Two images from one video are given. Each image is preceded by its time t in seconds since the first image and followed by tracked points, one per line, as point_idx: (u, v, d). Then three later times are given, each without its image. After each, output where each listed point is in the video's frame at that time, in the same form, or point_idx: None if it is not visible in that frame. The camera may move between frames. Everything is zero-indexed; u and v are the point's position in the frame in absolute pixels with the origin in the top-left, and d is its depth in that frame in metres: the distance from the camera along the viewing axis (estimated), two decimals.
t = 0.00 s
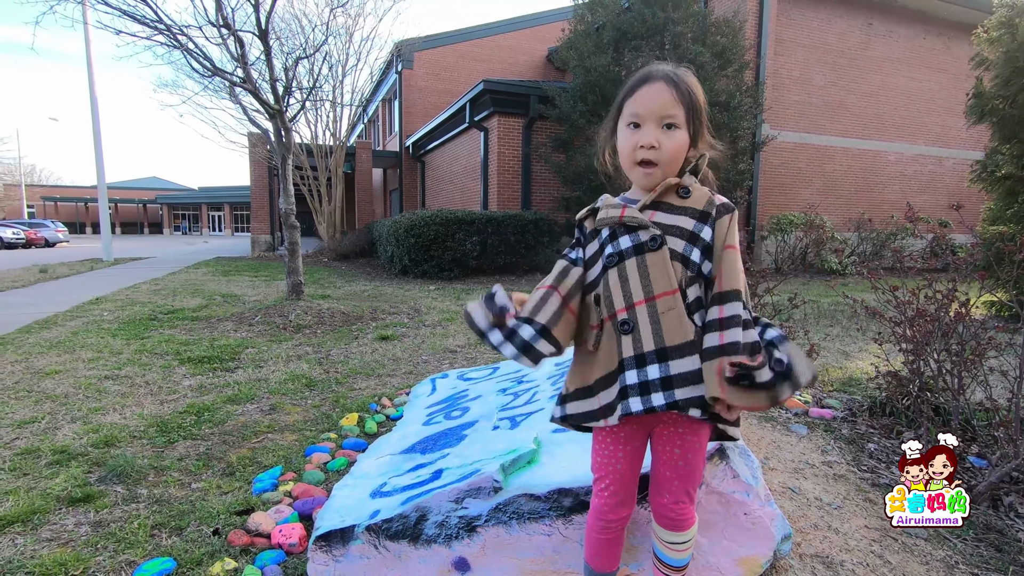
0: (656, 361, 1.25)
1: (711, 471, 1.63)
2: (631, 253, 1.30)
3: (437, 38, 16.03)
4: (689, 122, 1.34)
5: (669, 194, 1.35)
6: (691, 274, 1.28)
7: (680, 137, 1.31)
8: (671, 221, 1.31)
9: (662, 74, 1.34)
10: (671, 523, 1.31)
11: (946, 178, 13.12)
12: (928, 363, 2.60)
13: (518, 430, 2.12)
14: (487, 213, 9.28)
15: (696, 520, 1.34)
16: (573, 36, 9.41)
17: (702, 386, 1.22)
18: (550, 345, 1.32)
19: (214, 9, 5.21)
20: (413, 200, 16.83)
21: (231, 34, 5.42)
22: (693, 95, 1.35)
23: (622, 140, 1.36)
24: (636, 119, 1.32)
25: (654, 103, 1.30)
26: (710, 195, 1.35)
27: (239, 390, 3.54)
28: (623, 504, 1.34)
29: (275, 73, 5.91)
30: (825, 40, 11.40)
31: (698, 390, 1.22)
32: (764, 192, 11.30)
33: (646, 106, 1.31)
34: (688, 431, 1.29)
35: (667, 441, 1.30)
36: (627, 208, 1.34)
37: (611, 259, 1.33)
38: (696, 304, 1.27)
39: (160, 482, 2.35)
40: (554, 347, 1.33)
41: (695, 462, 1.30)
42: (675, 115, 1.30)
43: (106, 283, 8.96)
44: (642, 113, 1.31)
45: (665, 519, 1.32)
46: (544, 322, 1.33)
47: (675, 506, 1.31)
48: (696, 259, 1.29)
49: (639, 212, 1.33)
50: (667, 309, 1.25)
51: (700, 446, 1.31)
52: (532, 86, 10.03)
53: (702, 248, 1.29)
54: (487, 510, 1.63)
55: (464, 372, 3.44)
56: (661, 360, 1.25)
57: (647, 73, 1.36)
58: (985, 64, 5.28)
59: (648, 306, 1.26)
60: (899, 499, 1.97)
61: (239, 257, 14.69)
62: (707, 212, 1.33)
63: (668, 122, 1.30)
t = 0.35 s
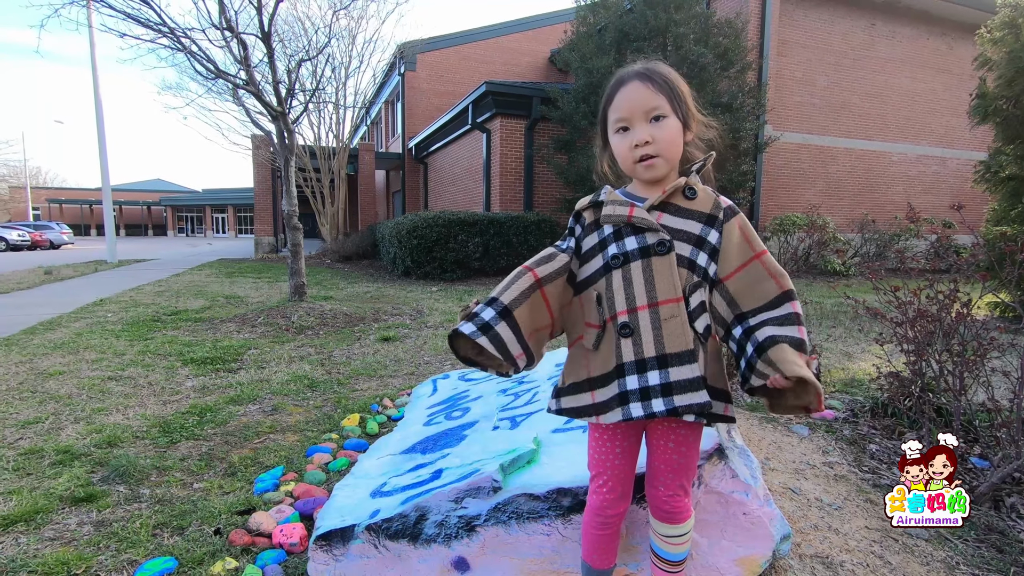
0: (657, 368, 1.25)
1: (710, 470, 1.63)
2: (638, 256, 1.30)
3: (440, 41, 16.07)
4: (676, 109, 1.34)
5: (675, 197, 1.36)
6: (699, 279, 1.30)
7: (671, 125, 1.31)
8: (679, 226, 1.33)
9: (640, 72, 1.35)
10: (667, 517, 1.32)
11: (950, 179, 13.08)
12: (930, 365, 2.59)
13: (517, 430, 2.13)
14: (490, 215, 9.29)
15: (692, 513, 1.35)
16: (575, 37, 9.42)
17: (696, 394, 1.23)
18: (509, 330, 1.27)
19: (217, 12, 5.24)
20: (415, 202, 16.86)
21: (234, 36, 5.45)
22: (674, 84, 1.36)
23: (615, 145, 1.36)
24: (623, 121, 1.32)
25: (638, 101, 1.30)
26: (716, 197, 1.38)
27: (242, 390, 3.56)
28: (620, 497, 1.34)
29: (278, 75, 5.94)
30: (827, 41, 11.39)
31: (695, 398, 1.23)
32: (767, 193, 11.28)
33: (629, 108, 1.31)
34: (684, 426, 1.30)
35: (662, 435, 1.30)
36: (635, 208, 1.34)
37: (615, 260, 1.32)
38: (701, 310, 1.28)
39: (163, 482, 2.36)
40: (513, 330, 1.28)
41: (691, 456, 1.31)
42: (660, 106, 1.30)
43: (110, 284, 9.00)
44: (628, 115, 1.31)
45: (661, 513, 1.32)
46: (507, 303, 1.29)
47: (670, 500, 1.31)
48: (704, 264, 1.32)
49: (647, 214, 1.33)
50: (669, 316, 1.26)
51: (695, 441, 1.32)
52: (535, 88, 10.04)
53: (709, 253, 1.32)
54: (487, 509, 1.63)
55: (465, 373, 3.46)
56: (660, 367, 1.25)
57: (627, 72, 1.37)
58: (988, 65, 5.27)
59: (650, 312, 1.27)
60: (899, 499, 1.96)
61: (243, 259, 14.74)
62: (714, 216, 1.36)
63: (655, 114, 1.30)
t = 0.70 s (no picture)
0: (658, 367, 1.25)
1: (711, 468, 1.63)
2: (636, 255, 1.30)
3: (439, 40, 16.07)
4: (673, 108, 1.34)
5: (670, 194, 1.36)
6: (694, 276, 1.30)
7: (669, 125, 1.31)
8: (675, 223, 1.33)
9: (637, 69, 1.34)
10: (668, 513, 1.32)
11: (950, 176, 13.08)
12: (931, 361, 2.59)
13: (518, 428, 2.13)
14: (490, 214, 9.29)
15: (694, 510, 1.35)
16: (574, 36, 9.42)
17: (697, 391, 1.23)
18: (539, 343, 1.27)
19: (217, 12, 5.24)
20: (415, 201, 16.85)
21: (234, 36, 5.45)
22: (673, 83, 1.36)
23: (613, 144, 1.36)
24: (621, 120, 1.32)
25: (635, 99, 1.30)
26: (709, 195, 1.38)
27: (243, 390, 3.56)
28: (622, 495, 1.35)
29: (277, 75, 5.94)
30: (827, 38, 11.38)
31: (696, 395, 1.23)
32: (767, 191, 11.28)
33: (627, 107, 1.31)
34: (684, 422, 1.30)
35: (663, 433, 1.30)
36: (632, 206, 1.33)
37: (614, 258, 1.32)
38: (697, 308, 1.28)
39: (165, 482, 2.37)
40: (542, 341, 1.28)
41: (691, 452, 1.32)
42: (657, 105, 1.30)
43: (110, 285, 8.99)
44: (626, 113, 1.31)
45: (662, 509, 1.33)
46: (527, 319, 1.29)
47: (672, 496, 1.32)
48: (700, 261, 1.32)
49: (643, 212, 1.33)
50: (668, 314, 1.26)
51: (695, 436, 1.33)
52: (534, 87, 10.04)
53: (705, 250, 1.32)
54: (488, 507, 1.64)
55: (466, 372, 3.45)
56: (660, 366, 1.25)
57: (624, 69, 1.36)
58: (988, 61, 5.26)
59: (650, 311, 1.27)
60: (899, 499, 1.96)
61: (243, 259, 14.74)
62: (708, 213, 1.36)
63: (653, 113, 1.30)
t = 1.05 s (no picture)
0: (657, 368, 1.25)
1: (713, 468, 1.64)
2: (634, 257, 1.30)
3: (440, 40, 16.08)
4: (672, 113, 1.34)
5: (668, 196, 1.37)
6: (693, 277, 1.30)
7: (668, 130, 1.32)
8: (673, 225, 1.33)
9: (636, 74, 1.34)
10: (669, 513, 1.33)
11: (951, 174, 13.06)
12: (933, 361, 2.59)
13: (521, 428, 2.14)
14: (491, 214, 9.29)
15: (695, 510, 1.36)
16: (575, 36, 9.43)
17: (696, 391, 1.23)
18: (519, 345, 1.31)
19: (218, 14, 5.25)
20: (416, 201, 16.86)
21: (234, 37, 5.46)
22: (672, 88, 1.37)
23: (612, 148, 1.36)
24: (620, 125, 1.33)
25: (634, 104, 1.31)
26: (707, 197, 1.38)
27: (245, 391, 3.57)
28: (623, 496, 1.35)
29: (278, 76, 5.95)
30: (828, 37, 11.36)
31: (695, 395, 1.23)
32: (768, 190, 11.28)
33: (626, 111, 1.31)
34: (683, 422, 1.31)
35: (663, 432, 1.31)
36: (630, 209, 1.34)
37: (611, 260, 1.33)
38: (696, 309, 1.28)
39: (168, 483, 2.38)
40: (522, 345, 1.31)
41: (692, 453, 1.32)
42: (656, 111, 1.31)
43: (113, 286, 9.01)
44: (625, 117, 1.32)
45: (664, 510, 1.33)
46: (510, 321, 1.32)
47: (673, 497, 1.32)
48: (699, 262, 1.32)
49: (641, 215, 1.33)
50: (665, 315, 1.26)
51: (696, 437, 1.33)
52: (534, 87, 10.04)
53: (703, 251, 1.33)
54: (491, 508, 1.64)
55: (468, 372, 3.46)
56: (659, 367, 1.25)
57: (623, 73, 1.37)
58: (989, 59, 5.25)
59: (649, 312, 1.27)
60: (899, 499, 1.96)
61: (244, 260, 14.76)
62: (706, 215, 1.36)
63: (652, 119, 1.31)
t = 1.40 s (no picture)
0: (647, 361, 1.26)
1: (711, 465, 1.64)
2: (627, 250, 1.30)
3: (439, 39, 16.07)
4: (670, 112, 1.34)
5: (663, 191, 1.36)
6: (687, 271, 1.30)
7: (665, 129, 1.31)
8: (667, 219, 1.33)
9: (635, 71, 1.33)
10: (667, 510, 1.32)
11: (952, 172, 13.04)
12: (933, 358, 2.59)
13: (520, 426, 2.13)
14: (491, 213, 9.28)
15: (693, 507, 1.35)
16: (574, 34, 9.43)
17: (685, 385, 1.25)
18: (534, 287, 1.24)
19: (216, 13, 5.25)
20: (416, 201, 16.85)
21: (233, 37, 5.46)
22: (671, 85, 1.35)
23: (608, 145, 1.36)
24: (618, 122, 1.32)
25: (631, 101, 1.30)
26: (702, 192, 1.38)
27: (245, 390, 3.57)
28: (620, 491, 1.35)
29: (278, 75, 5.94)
30: (828, 34, 11.35)
31: (685, 389, 1.25)
32: (769, 188, 11.26)
33: (624, 109, 1.31)
34: (679, 417, 1.30)
35: (658, 427, 1.31)
36: (625, 203, 1.34)
37: (606, 252, 1.32)
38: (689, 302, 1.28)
39: (167, 482, 2.37)
40: (537, 289, 1.25)
41: (688, 449, 1.32)
42: (654, 110, 1.30)
43: (113, 286, 9.00)
44: (622, 114, 1.31)
45: (661, 506, 1.32)
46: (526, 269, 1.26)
47: (671, 493, 1.32)
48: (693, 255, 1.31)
49: (636, 208, 1.33)
50: (658, 309, 1.27)
51: (691, 433, 1.32)
52: (533, 85, 10.03)
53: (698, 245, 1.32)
54: (489, 505, 1.64)
55: (468, 370, 3.45)
56: (651, 360, 1.26)
57: (622, 70, 1.36)
58: (990, 56, 5.23)
59: (640, 305, 1.28)
60: (899, 499, 1.95)
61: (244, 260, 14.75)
62: (700, 210, 1.35)
63: (649, 115, 1.30)
